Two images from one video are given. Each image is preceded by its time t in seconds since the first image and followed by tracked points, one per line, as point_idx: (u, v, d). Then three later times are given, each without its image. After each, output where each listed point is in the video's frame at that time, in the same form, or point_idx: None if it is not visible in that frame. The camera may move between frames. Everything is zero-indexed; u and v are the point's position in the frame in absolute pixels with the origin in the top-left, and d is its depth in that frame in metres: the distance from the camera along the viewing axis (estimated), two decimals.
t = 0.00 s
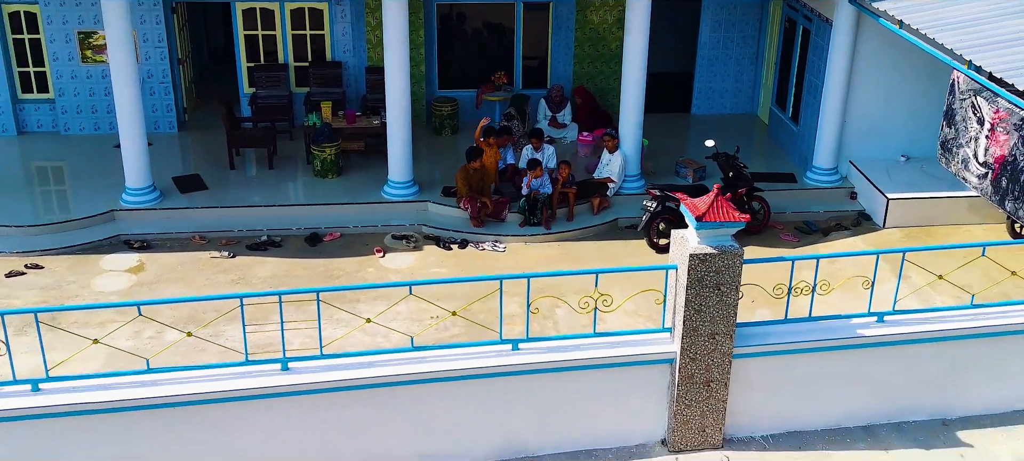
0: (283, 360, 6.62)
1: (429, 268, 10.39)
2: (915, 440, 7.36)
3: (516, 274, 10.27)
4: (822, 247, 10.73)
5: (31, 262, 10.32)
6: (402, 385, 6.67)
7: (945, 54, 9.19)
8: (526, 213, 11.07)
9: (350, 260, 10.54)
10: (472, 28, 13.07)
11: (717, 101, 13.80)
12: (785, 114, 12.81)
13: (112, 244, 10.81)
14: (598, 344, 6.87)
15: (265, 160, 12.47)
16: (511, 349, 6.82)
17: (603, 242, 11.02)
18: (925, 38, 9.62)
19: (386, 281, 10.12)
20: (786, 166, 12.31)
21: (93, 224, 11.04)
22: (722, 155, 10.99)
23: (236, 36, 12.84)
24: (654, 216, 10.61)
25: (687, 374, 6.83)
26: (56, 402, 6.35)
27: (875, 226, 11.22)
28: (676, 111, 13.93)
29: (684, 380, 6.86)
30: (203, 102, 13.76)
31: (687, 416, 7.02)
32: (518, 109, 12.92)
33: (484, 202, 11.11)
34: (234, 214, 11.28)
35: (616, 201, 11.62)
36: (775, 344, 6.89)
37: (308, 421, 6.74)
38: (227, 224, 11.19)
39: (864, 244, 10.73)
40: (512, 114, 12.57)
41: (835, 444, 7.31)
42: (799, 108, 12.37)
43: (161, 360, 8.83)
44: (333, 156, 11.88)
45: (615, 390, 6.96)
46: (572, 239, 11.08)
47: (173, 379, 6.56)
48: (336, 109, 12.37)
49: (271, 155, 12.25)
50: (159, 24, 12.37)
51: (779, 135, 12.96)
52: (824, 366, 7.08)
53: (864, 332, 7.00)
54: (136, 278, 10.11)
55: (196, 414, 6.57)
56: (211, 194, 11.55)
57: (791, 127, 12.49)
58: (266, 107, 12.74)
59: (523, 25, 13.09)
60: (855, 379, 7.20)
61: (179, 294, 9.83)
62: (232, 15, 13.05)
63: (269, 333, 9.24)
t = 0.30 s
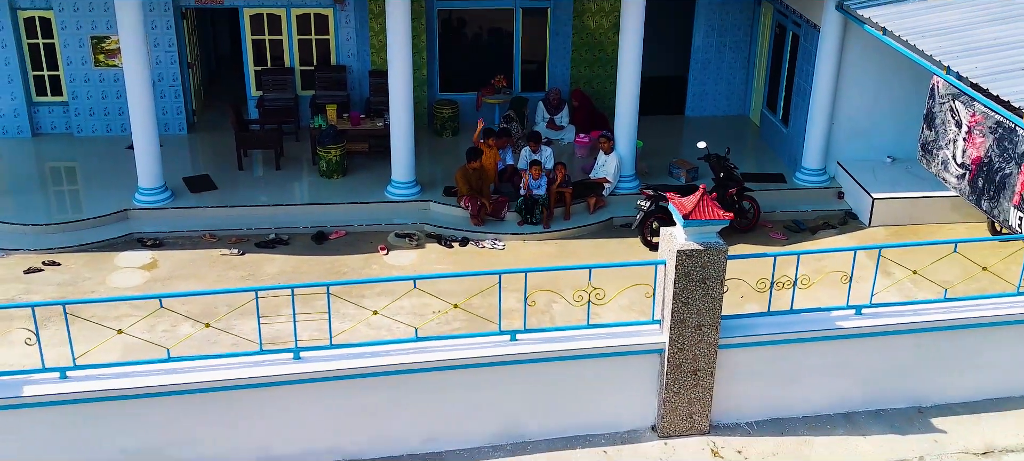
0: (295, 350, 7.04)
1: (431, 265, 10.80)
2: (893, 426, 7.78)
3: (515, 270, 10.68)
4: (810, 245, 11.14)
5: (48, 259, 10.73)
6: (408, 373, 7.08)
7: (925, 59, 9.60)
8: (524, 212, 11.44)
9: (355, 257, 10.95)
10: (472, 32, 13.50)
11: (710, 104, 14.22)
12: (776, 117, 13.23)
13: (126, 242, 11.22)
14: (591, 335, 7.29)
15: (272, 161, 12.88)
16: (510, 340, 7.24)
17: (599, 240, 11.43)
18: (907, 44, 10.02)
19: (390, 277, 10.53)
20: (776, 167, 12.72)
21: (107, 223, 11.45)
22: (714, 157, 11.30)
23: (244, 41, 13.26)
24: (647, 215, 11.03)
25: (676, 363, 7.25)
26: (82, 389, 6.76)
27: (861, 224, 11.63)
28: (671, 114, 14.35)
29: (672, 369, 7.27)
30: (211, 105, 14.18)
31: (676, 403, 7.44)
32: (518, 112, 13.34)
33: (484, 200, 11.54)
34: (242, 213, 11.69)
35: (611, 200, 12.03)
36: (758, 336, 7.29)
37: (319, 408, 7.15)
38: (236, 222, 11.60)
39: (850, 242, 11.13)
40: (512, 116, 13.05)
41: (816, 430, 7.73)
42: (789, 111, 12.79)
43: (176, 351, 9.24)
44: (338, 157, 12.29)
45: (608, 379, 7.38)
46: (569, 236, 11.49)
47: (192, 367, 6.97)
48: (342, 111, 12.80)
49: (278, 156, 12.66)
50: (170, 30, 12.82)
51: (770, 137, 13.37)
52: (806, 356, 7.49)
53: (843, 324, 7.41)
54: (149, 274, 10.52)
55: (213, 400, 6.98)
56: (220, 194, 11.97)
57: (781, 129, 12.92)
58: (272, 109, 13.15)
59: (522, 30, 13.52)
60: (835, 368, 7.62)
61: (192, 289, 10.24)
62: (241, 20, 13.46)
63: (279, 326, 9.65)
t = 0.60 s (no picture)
0: (308, 343, 7.45)
1: (434, 263, 11.21)
2: (874, 416, 8.19)
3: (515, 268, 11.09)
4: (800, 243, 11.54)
5: (65, 258, 11.13)
6: (414, 365, 7.49)
7: (909, 66, 9.99)
8: (525, 212, 11.85)
9: (361, 256, 11.36)
10: (473, 37, 13.89)
11: (705, 107, 14.62)
12: (769, 119, 13.63)
13: (140, 241, 11.62)
14: (587, 329, 7.70)
15: (280, 163, 13.29)
16: (511, 334, 7.65)
17: (597, 239, 11.83)
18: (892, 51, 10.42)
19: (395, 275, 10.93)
20: (768, 168, 13.12)
21: (121, 223, 11.85)
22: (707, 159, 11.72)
23: (252, 46, 13.66)
24: (643, 215, 11.44)
25: (667, 356, 7.66)
26: (108, 379, 7.16)
27: (850, 224, 12.03)
28: (667, 116, 14.75)
29: (664, 361, 7.69)
30: (220, 108, 14.58)
31: (668, 393, 7.86)
32: (519, 115, 13.75)
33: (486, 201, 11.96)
34: (252, 213, 12.09)
35: (609, 201, 12.44)
36: (746, 329, 7.70)
37: (330, 397, 7.56)
38: (246, 222, 12.01)
39: (839, 241, 11.53)
40: (512, 119, 13.46)
41: (801, 419, 8.15)
42: (781, 114, 13.19)
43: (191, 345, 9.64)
44: (344, 158, 12.69)
45: (603, 370, 7.79)
46: (568, 235, 11.89)
47: (210, 359, 7.38)
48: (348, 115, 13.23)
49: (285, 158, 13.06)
50: (180, 36, 13.26)
51: (763, 139, 13.77)
52: (791, 348, 7.90)
53: (827, 319, 7.82)
54: (163, 272, 10.92)
55: (231, 390, 7.39)
56: (231, 194, 12.38)
57: (774, 131, 13.33)
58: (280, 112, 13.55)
59: (522, 35, 13.92)
60: (819, 360, 8.03)
61: (204, 286, 10.65)
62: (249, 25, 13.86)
63: (288, 321, 10.05)
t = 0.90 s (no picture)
0: (321, 338, 7.83)
1: (439, 262, 11.59)
2: (860, 408, 8.58)
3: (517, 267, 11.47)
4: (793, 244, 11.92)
5: (83, 257, 11.52)
6: (422, 359, 7.88)
7: (897, 72, 10.37)
8: (527, 213, 12.25)
9: (368, 255, 11.75)
10: (476, 42, 14.27)
11: (702, 111, 15.01)
12: (764, 123, 14.02)
13: (154, 241, 12.01)
14: (587, 325, 8.09)
15: (288, 165, 13.67)
16: (514, 329, 8.04)
17: (596, 239, 12.22)
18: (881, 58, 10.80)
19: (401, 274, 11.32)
20: (763, 170, 13.51)
21: (136, 224, 12.24)
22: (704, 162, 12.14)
23: (261, 52, 14.05)
24: (641, 216, 11.82)
25: (663, 351, 8.06)
26: (132, 372, 7.55)
27: (842, 225, 12.42)
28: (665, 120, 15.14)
29: (660, 356, 8.08)
30: (230, 112, 14.97)
31: (663, 386, 8.25)
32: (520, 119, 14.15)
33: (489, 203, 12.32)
34: (262, 215, 12.48)
35: (608, 202, 12.82)
36: (738, 325, 8.09)
37: (342, 390, 7.95)
38: (256, 223, 12.40)
39: (830, 241, 11.92)
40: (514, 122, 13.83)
41: (791, 411, 8.54)
42: (775, 118, 13.57)
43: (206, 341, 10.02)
44: (351, 161, 13.07)
45: (602, 364, 8.18)
46: (568, 236, 12.28)
47: (229, 353, 7.77)
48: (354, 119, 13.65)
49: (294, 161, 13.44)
50: (192, 41, 13.64)
51: (758, 142, 14.16)
52: (781, 344, 8.29)
53: (815, 316, 8.20)
54: (177, 272, 11.30)
55: (248, 383, 7.78)
56: (241, 196, 12.77)
57: (768, 134, 13.72)
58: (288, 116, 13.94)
59: (524, 41, 14.30)
60: (808, 355, 8.42)
61: (217, 284, 11.04)
62: (258, 31, 14.24)
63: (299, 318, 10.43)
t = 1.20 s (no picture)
0: (337, 335, 8.25)
1: (445, 263, 12.00)
2: (850, 402, 8.98)
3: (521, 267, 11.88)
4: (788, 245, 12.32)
5: (102, 258, 11.93)
6: (432, 355, 8.29)
7: (887, 80, 10.78)
8: (530, 215, 12.67)
9: (377, 256, 12.16)
10: (480, 47, 14.68)
11: (701, 116, 15.42)
12: (760, 127, 14.42)
13: (171, 242, 12.43)
14: (589, 323, 8.50)
15: (298, 168, 14.08)
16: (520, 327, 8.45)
17: (598, 240, 12.63)
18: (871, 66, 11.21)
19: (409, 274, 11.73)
20: (760, 173, 13.91)
21: (152, 225, 12.65)
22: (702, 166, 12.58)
23: (272, 58, 14.46)
24: (641, 219, 12.21)
25: (662, 347, 8.46)
26: (158, 367, 7.97)
27: (835, 226, 12.82)
28: (664, 124, 15.55)
29: (659, 352, 8.49)
30: (241, 117, 15.39)
31: (663, 381, 8.66)
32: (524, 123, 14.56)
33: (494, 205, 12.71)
34: (274, 216, 12.89)
35: (609, 204, 13.22)
36: (733, 324, 8.50)
37: (356, 385, 8.37)
38: (268, 225, 12.81)
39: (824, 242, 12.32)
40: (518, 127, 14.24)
41: (784, 405, 8.95)
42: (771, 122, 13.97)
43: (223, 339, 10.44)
44: (360, 165, 13.48)
45: (604, 360, 8.59)
46: (571, 237, 12.69)
47: (249, 350, 8.19)
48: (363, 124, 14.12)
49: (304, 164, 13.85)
50: (205, 48, 14.05)
51: (755, 146, 14.56)
52: (774, 341, 8.70)
53: (807, 314, 8.62)
54: (193, 272, 11.72)
55: (268, 378, 8.19)
56: (254, 198, 13.18)
57: (765, 139, 14.14)
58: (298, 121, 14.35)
59: (527, 47, 14.71)
60: (800, 351, 8.83)
61: (232, 284, 11.45)
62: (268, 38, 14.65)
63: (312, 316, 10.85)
